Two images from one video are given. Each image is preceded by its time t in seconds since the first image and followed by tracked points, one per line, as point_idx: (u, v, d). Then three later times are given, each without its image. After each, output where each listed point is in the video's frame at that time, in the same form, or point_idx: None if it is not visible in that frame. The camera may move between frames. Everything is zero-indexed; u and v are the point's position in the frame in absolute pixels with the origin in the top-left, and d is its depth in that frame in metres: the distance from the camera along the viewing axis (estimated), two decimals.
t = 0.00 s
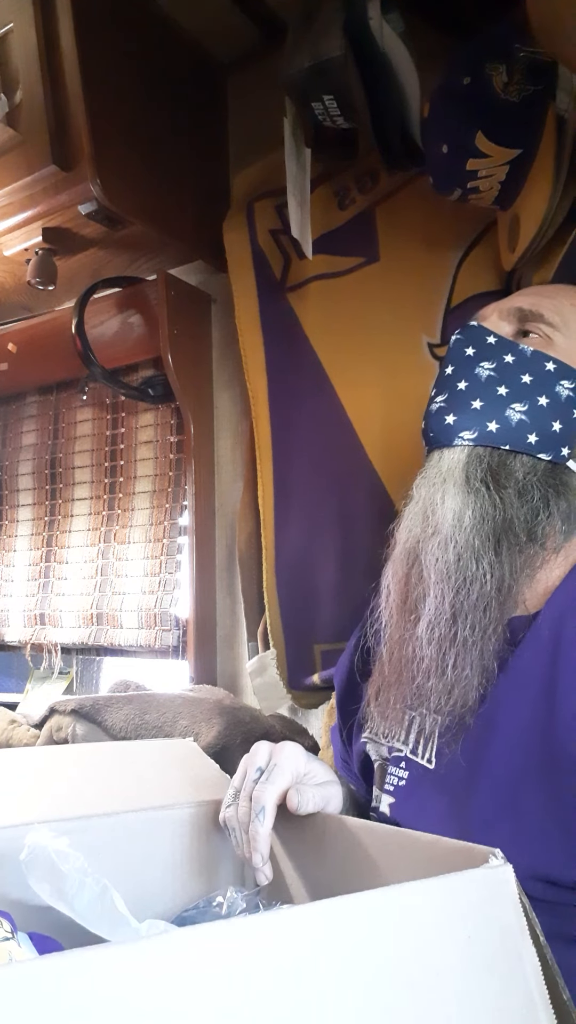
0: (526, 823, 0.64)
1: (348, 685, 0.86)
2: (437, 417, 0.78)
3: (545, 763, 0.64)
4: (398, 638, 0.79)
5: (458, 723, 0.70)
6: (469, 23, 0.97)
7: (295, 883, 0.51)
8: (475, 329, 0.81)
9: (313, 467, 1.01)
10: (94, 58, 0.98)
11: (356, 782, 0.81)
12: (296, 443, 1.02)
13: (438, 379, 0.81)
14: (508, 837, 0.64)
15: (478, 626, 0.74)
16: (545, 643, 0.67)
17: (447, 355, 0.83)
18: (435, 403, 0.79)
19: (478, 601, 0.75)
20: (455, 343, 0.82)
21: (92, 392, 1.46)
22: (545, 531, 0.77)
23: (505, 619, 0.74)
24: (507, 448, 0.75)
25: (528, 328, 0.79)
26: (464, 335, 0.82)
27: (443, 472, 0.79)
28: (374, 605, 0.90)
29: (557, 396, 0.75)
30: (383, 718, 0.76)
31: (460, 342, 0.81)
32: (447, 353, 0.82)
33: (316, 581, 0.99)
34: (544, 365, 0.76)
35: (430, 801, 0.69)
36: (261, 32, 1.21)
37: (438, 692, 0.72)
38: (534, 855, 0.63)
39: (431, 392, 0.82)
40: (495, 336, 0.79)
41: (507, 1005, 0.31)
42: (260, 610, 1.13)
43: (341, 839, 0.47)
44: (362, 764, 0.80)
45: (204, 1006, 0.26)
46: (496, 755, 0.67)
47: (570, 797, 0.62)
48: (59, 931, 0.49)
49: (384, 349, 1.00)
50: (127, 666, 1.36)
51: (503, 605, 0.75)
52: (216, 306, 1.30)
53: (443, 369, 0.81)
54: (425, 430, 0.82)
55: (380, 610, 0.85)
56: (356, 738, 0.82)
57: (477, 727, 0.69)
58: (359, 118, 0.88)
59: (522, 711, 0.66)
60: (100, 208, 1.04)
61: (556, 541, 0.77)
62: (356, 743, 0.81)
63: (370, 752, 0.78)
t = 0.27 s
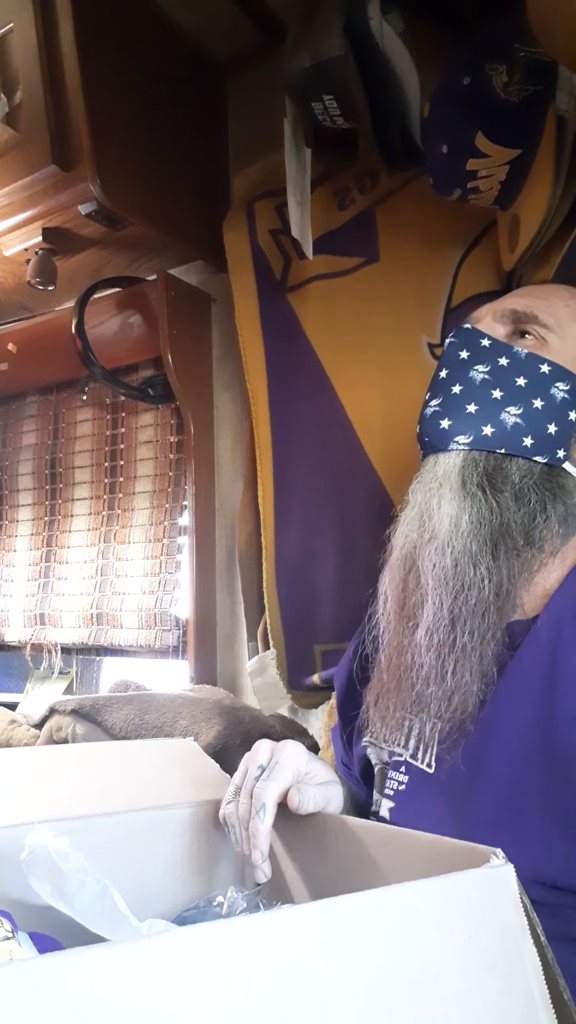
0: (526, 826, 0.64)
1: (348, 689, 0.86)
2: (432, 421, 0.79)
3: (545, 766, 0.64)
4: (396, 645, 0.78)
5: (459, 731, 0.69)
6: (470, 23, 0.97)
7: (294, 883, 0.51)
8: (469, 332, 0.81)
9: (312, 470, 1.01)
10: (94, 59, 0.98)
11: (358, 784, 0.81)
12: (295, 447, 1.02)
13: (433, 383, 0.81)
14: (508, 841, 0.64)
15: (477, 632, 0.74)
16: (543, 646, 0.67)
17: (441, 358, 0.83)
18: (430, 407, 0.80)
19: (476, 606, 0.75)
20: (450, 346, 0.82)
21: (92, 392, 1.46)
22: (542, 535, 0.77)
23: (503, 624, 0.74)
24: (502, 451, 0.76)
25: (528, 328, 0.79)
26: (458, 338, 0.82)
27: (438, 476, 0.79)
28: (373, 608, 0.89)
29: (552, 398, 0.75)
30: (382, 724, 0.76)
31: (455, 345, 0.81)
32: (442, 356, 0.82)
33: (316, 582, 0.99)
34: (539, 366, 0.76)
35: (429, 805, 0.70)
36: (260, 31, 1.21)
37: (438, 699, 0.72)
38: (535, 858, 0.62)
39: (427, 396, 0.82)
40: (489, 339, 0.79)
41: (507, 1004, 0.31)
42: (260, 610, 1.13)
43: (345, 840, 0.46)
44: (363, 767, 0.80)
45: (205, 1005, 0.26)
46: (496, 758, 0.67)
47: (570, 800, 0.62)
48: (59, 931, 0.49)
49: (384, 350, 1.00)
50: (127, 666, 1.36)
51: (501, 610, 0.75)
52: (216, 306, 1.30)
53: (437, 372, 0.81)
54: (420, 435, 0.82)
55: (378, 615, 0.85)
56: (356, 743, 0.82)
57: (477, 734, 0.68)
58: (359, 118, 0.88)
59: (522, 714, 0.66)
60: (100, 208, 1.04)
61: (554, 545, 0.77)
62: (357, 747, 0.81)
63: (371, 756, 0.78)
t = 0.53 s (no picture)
0: (525, 827, 0.64)
1: (348, 689, 0.86)
2: (430, 425, 0.78)
3: (544, 768, 0.64)
4: (397, 652, 0.79)
5: (460, 737, 0.69)
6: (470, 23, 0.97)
7: (294, 883, 0.51)
8: (466, 335, 0.81)
9: (312, 472, 1.01)
10: (94, 59, 0.98)
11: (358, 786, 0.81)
12: (295, 449, 1.02)
13: (430, 386, 0.81)
14: (508, 844, 0.64)
15: (478, 639, 0.74)
16: (543, 647, 0.67)
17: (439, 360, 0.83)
18: (427, 410, 0.79)
19: (477, 613, 0.75)
20: (448, 349, 0.82)
21: (92, 392, 1.46)
22: (541, 539, 0.77)
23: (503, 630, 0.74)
24: (500, 455, 0.76)
25: (528, 328, 0.79)
26: (455, 341, 0.81)
27: (437, 482, 0.79)
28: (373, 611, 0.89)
29: (550, 401, 0.75)
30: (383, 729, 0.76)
31: (452, 348, 0.81)
32: (439, 359, 0.82)
33: (316, 583, 0.99)
34: (537, 368, 0.76)
35: (430, 808, 0.69)
36: (260, 32, 1.21)
37: (440, 706, 0.72)
38: (535, 860, 0.62)
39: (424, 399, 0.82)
40: (485, 342, 0.79)
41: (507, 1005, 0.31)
42: (260, 610, 1.13)
43: (345, 840, 0.46)
44: (363, 769, 0.80)
45: (204, 1004, 0.26)
46: (495, 760, 0.67)
47: (569, 801, 0.62)
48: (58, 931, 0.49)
49: (384, 350, 1.00)
50: (127, 666, 1.36)
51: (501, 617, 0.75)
52: (216, 306, 1.30)
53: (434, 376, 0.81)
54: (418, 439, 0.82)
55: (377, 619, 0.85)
56: (357, 746, 0.82)
57: (479, 740, 0.69)
58: (359, 118, 0.87)
59: (521, 717, 0.66)
60: (100, 208, 1.04)
61: (553, 549, 0.77)
62: (357, 750, 0.81)
63: (369, 757, 0.78)
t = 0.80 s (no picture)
0: (526, 827, 0.64)
1: (347, 690, 0.86)
2: (429, 427, 0.78)
3: (544, 768, 0.64)
4: (398, 655, 0.78)
5: (462, 739, 0.69)
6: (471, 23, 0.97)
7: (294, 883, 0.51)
8: (466, 336, 0.81)
9: (312, 472, 1.01)
10: (95, 59, 0.98)
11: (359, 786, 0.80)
12: (295, 449, 1.02)
13: (429, 387, 0.81)
14: (508, 846, 0.64)
15: (478, 641, 0.73)
16: (543, 648, 0.67)
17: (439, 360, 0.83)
18: (427, 411, 0.79)
19: (477, 615, 0.75)
20: (447, 350, 0.82)
21: (92, 392, 1.46)
22: (542, 540, 0.77)
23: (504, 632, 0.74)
24: (501, 458, 0.76)
25: (528, 328, 0.79)
26: (454, 343, 0.81)
27: (437, 484, 0.79)
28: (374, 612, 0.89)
29: (550, 403, 0.75)
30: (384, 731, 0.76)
31: (451, 349, 0.81)
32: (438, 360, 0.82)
33: (316, 583, 0.99)
34: (536, 369, 0.76)
35: (430, 807, 0.69)
36: (260, 31, 1.21)
37: (441, 709, 0.71)
38: (535, 859, 0.63)
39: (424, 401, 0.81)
40: (485, 344, 0.79)
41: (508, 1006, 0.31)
42: (260, 610, 1.13)
43: (345, 841, 0.46)
44: (363, 770, 0.80)
45: (204, 1004, 0.26)
46: (496, 762, 0.67)
47: (569, 803, 0.62)
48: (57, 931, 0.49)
49: (384, 350, 1.00)
50: (127, 666, 1.36)
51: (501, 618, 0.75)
52: (216, 305, 1.30)
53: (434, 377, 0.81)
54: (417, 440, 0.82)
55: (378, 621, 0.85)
56: (356, 746, 0.82)
57: (479, 741, 0.68)
58: (359, 117, 0.87)
59: (521, 717, 0.67)
60: (100, 208, 1.04)
61: (553, 550, 0.77)
62: (357, 750, 0.81)
63: (369, 757, 0.78)
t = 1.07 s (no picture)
0: (525, 828, 0.64)
1: (345, 688, 0.86)
2: (426, 429, 0.78)
3: (543, 769, 0.64)
4: (394, 658, 0.79)
5: (459, 742, 0.69)
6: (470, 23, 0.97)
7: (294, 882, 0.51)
8: (461, 338, 0.81)
9: (312, 471, 1.01)
10: (95, 59, 0.98)
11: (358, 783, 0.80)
12: (294, 448, 1.02)
13: (426, 390, 0.81)
14: (508, 846, 0.64)
15: (476, 643, 0.74)
16: (541, 650, 0.67)
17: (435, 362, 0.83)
18: (423, 414, 0.79)
19: (474, 618, 0.75)
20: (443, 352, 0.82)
21: (92, 392, 1.46)
22: (539, 542, 0.77)
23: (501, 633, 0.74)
24: (497, 460, 0.76)
25: (528, 328, 0.79)
26: (450, 345, 0.81)
27: (434, 487, 0.79)
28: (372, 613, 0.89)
29: (546, 404, 0.75)
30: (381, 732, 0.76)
31: (447, 351, 0.81)
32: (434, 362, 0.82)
33: (316, 582, 0.99)
34: (532, 371, 0.76)
35: (428, 808, 0.69)
36: (260, 32, 1.21)
37: (438, 712, 0.71)
38: (534, 859, 0.62)
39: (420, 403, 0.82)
40: (481, 346, 0.79)
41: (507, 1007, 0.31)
42: (260, 610, 1.13)
43: (344, 841, 0.46)
44: (360, 768, 0.80)
45: (204, 1004, 0.26)
46: (494, 762, 0.67)
47: (570, 803, 0.62)
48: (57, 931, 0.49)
49: (384, 350, 1.00)
50: (127, 666, 1.36)
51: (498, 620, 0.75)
52: (216, 305, 1.30)
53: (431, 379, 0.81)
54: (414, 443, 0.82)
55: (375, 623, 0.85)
56: (353, 744, 0.82)
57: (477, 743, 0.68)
58: (360, 117, 0.87)
59: (519, 719, 0.66)
60: (100, 208, 1.04)
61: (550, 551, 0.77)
62: (354, 748, 0.81)
63: (365, 756, 0.78)
